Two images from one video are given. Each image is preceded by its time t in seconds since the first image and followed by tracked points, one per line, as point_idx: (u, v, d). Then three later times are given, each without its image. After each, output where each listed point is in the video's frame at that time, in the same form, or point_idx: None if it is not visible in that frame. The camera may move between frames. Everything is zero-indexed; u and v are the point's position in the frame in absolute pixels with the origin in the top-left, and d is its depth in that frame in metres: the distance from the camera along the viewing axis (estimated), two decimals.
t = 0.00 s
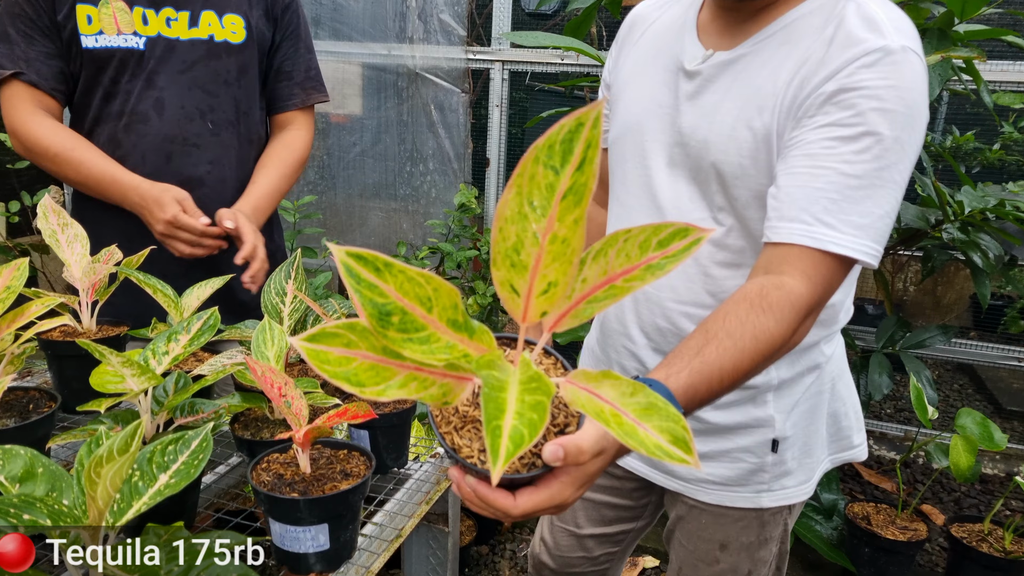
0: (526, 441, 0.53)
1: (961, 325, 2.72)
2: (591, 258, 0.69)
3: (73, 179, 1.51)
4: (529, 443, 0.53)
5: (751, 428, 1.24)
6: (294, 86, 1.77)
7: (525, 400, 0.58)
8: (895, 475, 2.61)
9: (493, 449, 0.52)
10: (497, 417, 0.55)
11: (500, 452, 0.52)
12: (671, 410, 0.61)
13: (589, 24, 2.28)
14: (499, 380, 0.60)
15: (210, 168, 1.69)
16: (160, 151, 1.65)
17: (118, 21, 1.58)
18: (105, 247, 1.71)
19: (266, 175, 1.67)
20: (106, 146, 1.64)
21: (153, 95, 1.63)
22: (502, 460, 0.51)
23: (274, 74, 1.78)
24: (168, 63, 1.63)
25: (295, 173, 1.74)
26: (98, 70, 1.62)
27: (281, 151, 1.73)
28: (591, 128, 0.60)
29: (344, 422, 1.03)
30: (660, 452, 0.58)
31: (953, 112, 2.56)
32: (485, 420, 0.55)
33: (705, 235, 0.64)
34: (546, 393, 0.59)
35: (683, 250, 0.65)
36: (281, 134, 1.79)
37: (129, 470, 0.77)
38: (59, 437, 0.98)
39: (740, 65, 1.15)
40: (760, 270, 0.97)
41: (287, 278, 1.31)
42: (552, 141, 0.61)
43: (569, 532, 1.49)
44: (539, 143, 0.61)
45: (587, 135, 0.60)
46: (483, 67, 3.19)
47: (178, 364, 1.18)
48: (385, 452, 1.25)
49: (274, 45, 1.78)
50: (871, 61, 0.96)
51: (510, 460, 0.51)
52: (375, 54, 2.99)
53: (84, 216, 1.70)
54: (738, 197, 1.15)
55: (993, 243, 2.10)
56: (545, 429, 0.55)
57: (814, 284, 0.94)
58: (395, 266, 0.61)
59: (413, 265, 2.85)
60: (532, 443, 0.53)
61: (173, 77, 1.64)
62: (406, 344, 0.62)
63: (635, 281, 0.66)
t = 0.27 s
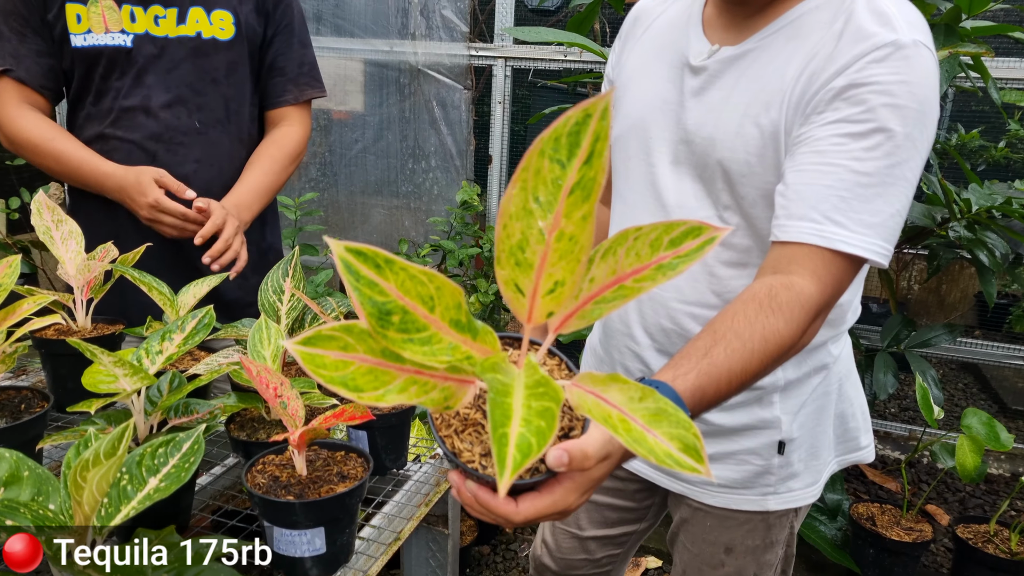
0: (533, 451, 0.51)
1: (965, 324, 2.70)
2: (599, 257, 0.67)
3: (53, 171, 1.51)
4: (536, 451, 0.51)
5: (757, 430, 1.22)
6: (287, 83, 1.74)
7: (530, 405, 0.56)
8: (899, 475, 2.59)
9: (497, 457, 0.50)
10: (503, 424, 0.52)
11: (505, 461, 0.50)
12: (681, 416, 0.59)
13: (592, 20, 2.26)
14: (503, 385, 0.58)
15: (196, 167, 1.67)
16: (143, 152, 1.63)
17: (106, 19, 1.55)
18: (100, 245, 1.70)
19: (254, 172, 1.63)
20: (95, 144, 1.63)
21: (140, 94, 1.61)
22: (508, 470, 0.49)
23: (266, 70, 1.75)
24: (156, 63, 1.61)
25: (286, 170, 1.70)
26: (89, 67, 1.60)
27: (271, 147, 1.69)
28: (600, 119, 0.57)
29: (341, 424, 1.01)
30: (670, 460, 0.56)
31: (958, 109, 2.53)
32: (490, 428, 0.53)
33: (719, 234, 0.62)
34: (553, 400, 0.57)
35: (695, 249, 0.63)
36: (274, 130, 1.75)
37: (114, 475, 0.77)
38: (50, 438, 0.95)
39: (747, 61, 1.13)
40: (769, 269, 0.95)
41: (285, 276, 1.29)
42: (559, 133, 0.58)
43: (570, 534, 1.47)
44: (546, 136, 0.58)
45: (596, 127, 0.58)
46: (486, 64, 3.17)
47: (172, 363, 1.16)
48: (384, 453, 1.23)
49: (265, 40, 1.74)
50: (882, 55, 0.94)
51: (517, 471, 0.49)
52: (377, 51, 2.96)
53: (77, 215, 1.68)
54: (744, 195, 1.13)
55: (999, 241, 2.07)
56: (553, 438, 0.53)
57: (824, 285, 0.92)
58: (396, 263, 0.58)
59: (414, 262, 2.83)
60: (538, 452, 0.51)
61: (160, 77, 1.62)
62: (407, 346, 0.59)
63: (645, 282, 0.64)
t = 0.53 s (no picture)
0: (531, 445, 0.50)
1: (966, 320, 2.69)
2: (597, 246, 0.65)
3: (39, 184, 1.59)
4: (535, 446, 0.50)
5: (758, 427, 1.21)
6: (272, 68, 1.64)
7: (526, 398, 0.55)
8: (900, 471, 2.58)
9: (496, 452, 0.49)
10: (499, 417, 0.51)
11: (501, 456, 0.49)
12: (681, 408, 0.58)
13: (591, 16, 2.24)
14: (498, 377, 0.57)
15: (191, 164, 1.65)
16: (136, 151, 1.63)
17: (88, 19, 1.55)
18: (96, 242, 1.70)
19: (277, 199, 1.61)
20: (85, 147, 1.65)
21: (129, 95, 1.61)
22: (507, 468, 0.48)
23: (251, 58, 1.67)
24: (143, 61, 1.60)
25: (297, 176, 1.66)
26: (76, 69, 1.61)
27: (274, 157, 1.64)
28: (596, 104, 0.56)
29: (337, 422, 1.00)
30: (670, 453, 0.55)
31: (959, 104, 2.51)
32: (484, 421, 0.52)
33: (719, 222, 0.61)
34: (551, 392, 0.56)
35: (694, 238, 0.62)
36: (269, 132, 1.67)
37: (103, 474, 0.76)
38: (42, 437, 0.94)
39: (747, 52, 1.12)
40: (769, 261, 0.94)
41: (281, 273, 1.27)
42: (554, 118, 0.57)
43: (569, 532, 1.45)
44: (539, 121, 0.57)
45: (591, 112, 0.56)
46: (485, 61, 3.15)
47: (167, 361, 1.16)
48: (381, 451, 1.21)
49: (249, 26, 1.65)
50: (884, 45, 0.93)
51: (515, 468, 0.48)
52: (377, 48, 2.96)
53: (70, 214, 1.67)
54: (745, 187, 1.11)
55: (1001, 237, 2.05)
56: (553, 430, 0.52)
57: (826, 277, 0.91)
58: (385, 252, 0.57)
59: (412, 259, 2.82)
60: (537, 446, 0.50)
61: (149, 76, 1.61)
62: (399, 337, 0.58)
63: (644, 271, 0.63)
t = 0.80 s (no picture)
0: (526, 449, 0.50)
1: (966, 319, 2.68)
2: (597, 246, 0.65)
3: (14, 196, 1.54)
4: (529, 450, 0.50)
5: (757, 426, 1.21)
6: (284, 62, 1.71)
7: (524, 400, 0.54)
8: (900, 470, 2.58)
9: (489, 455, 0.48)
10: (495, 420, 0.51)
11: (497, 460, 0.48)
12: (681, 410, 0.57)
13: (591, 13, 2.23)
14: (496, 378, 0.56)
15: (187, 161, 1.65)
16: (134, 149, 1.62)
17: (78, 17, 1.52)
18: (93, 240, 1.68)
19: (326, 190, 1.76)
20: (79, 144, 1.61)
21: (122, 92, 1.59)
22: (500, 470, 0.47)
23: (260, 53, 1.70)
24: (138, 58, 1.59)
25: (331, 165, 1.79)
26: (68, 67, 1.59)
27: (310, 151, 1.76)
28: (597, 104, 0.56)
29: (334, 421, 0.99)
30: (669, 455, 0.55)
31: (958, 104, 2.50)
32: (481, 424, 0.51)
33: (720, 223, 0.60)
34: (547, 395, 0.55)
35: (697, 239, 0.61)
36: (295, 129, 1.77)
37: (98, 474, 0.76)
38: (38, 436, 0.94)
39: (746, 51, 1.11)
40: (769, 260, 0.93)
41: (279, 271, 1.27)
42: (555, 118, 0.57)
43: (568, 531, 1.45)
44: (541, 121, 0.57)
45: (592, 113, 0.56)
46: (485, 58, 3.17)
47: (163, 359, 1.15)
48: (379, 450, 1.21)
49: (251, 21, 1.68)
50: (883, 44, 0.92)
51: (509, 471, 0.48)
52: (376, 45, 2.92)
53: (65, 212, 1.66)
54: (744, 186, 1.11)
55: (1000, 236, 2.04)
56: (547, 435, 0.51)
57: (825, 276, 0.90)
58: (383, 255, 0.57)
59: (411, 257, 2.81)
60: (532, 450, 0.50)
61: (144, 72, 1.60)
62: (396, 341, 0.58)
63: (646, 272, 0.62)
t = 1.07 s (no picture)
0: (518, 463, 0.47)
1: (969, 319, 2.66)
2: (595, 253, 0.63)
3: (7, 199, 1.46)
4: (521, 465, 0.47)
5: (758, 430, 1.19)
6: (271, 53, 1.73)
7: (517, 413, 0.53)
8: (903, 472, 2.56)
9: (480, 470, 0.45)
10: (486, 435, 0.49)
11: (486, 472, 0.45)
12: (678, 421, 0.55)
13: (591, 9, 2.20)
14: (488, 389, 0.55)
15: (189, 157, 1.62)
16: (134, 147, 1.57)
17: (68, 13, 1.48)
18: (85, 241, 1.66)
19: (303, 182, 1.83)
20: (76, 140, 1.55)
21: (117, 86, 1.54)
22: (490, 488, 0.44)
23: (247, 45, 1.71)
24: (132, 51, 1.54)
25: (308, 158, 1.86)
26: (60, 67, 1.53)
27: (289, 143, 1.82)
28: (601, 109, 0.55)
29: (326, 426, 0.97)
30: (665, 468, 0.52)
31: (960, 101, 2.48)
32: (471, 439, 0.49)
33: (721, 230, 0.58)
34: (540, 407, 0.54)
35: (696, 246, 0.59)
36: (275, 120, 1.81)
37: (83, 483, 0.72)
38: (25, 440, 0.91)
39: (745, 49, 1.09)
40: (769, 262, 0.91)
41: (272, 271, 1.25)
42: (557, 122, 0.56)
43: (567, 537, 1.43)
44: (542, 125, 0.56)
45: (596, 117, 0.55)
46: (483, 54, 3.12)
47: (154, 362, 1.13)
48: (374, 455, 1.19)
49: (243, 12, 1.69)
50: (883, 42, 0.89)
51: (499, 484, 0.45)
52: (373, 40, 2.90)
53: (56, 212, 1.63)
54: (744, 186, 1.08)
55: (1004, 236, 2.02)
56: (539, 448, 0.49)
57: (827, 278, 0.88)
58: (374, 257, 0.55)
59: (409, 257, 2.79)
60: (524, 465, 0.47)
61: (139, 67, 1.55)
62: (387, 346, 0.57)
63: (643, 280, 0.60)
